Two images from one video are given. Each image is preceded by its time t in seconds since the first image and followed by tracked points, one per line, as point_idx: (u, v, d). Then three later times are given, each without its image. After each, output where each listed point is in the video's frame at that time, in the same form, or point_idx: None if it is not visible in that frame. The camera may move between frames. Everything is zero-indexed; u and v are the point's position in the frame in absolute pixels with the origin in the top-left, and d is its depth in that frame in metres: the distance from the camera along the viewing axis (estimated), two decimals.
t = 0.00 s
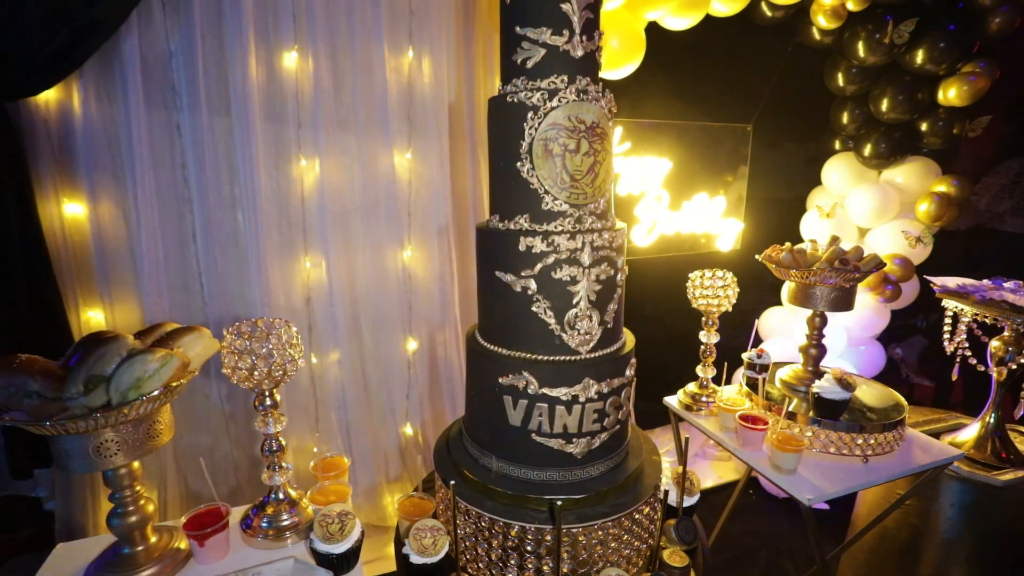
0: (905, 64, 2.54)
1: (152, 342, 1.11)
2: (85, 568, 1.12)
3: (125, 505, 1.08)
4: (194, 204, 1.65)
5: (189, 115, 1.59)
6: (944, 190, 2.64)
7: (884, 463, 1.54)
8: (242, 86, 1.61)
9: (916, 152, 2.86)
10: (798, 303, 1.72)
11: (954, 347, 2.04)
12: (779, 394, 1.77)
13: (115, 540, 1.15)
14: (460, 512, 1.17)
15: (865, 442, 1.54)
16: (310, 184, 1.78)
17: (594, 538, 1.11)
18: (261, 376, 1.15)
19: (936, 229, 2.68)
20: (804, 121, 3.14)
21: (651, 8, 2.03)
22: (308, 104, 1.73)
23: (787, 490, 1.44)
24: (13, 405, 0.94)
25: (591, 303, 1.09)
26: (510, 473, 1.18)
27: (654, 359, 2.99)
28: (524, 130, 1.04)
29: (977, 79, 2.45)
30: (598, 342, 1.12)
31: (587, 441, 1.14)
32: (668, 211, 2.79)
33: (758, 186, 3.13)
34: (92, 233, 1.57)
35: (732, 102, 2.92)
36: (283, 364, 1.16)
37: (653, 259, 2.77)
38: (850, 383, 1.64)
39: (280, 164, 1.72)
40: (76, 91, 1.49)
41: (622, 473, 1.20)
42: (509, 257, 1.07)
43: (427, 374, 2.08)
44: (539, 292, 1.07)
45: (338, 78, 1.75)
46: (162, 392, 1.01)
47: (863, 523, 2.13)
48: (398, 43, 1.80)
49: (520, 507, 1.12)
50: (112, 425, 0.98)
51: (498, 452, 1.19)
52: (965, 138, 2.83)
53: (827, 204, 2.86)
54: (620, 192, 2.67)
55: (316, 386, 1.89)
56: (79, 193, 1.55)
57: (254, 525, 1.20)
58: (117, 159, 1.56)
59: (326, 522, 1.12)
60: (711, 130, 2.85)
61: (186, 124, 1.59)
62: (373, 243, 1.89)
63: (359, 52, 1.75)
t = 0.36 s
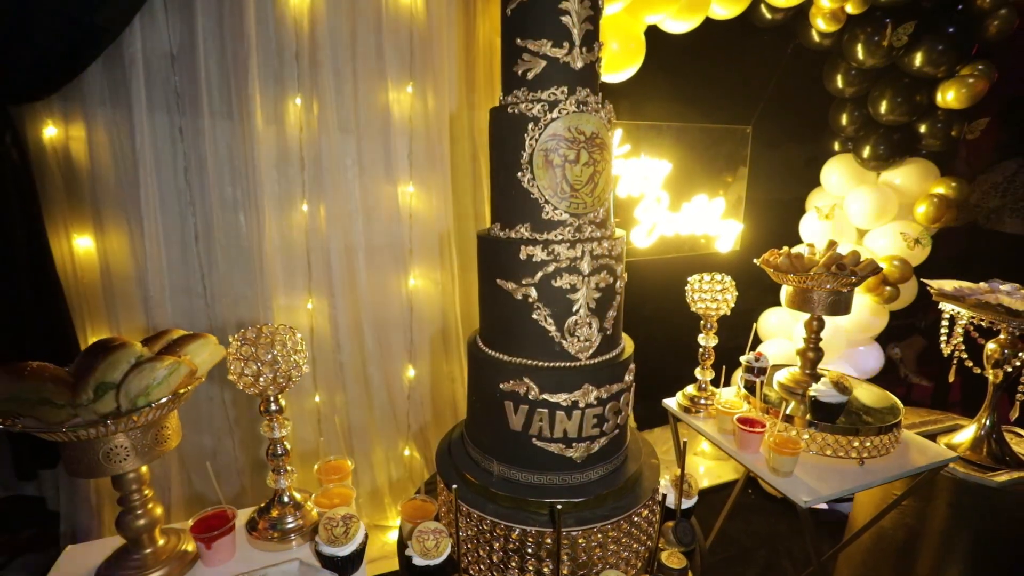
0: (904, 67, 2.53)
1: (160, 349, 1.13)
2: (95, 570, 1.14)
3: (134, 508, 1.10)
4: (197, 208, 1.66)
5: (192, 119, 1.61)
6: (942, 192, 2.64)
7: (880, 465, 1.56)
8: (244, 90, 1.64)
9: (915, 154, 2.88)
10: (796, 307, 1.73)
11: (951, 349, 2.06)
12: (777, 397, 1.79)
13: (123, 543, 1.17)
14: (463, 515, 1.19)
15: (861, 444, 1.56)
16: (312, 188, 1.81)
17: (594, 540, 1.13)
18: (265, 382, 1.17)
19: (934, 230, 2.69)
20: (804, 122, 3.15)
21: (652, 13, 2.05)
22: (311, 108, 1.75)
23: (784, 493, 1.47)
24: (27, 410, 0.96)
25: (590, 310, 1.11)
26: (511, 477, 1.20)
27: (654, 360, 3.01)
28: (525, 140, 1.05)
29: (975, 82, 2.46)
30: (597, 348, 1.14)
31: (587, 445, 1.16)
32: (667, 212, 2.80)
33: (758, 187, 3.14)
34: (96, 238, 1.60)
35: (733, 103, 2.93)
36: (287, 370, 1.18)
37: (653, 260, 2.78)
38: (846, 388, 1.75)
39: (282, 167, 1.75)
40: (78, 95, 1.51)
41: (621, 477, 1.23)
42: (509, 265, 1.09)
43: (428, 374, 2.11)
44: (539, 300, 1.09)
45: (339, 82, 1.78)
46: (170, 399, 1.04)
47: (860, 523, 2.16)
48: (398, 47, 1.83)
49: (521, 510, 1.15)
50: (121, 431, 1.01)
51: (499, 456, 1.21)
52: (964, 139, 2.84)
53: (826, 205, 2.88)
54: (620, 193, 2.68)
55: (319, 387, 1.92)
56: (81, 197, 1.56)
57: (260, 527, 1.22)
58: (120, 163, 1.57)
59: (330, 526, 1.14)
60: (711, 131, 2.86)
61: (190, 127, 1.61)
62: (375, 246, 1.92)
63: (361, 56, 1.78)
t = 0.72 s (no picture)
0: (902, 70, 2.55)
1: (167, 354, 1.16)
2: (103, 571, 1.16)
3: (142, 511, 1.12)
4: (200, 211, 1.68)
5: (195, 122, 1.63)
6: (940, 195, 2.67)
7: (876, 467, 1.59)
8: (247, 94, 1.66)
9: (914, 156, 2.89)
10: (793, 311, 1.76)
11: (948, 351, 2.08)
12: (774, 399, 1.81)
13: (131, 545, 1.20)
14: (465, 517, 1.21)
15: (857, 447, 1.58)
16: (315, 191, 1.82)
17: (594, 542, 1.15)
18: (271, 386, 1.20)
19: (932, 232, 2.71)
20: (803, 124, 3.17)
21: (652, 17, 2.04)
22: (312, 111, 1.77)
23: (781, 494, 1.49)
24: (37, 416, 0.98)
25: (590, 317, 1.14)
26: (512, 480, 1.22)
27: (653, 360, 3.02)
28: (526, 150, 1.08)
29: (974, 85, 2.47)
30: (597, 353, 1.17)
31: (587, 448, 1.19)
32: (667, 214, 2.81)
33: (758, 189, 3.16)
34: (99, 242, 1.61)
35: (732, 105, 2.94)
36: (290, 374, 1.21)
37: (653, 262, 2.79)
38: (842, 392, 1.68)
39: (285, 170, 1.77)
40: (83, 99, 1.52)
41: (620, 480, 1.25)
42: (511, 272, 1.12)
43: (430, 376, 2.13)
44: (540, 307, 1.11)
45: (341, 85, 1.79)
46: (178, 405, 1.07)
47: (857, 523, 2.18)
48: (400, 50, 1.85)
49: (522, 512, 1.17)
50: (131, 436, 1.04)
51: (501, 459, 1.23)
52: (963, 141, 2.86)
53: (825, 207, 2.89)
54: (620, 195, 2.69)
55: (321, 389, 1.93)
56: (85, 199, 1.58)
57: (265, 529, 1.24)
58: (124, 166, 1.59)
59: (335, 528, 1.16)
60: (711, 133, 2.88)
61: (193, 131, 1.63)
62: (377, 249, 1.94)
63: (363, 60, 1.80)
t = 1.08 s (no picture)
0: (901, 71, 2.56)
1: (172, 357, 1.18)
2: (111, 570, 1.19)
3: (148, 510, 1.14)
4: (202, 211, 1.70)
5: (197, 124, 1.65)
6: (939, 195, 2.67)
7: (873, 468, 1.60)
8: (249, 96, 1.67)
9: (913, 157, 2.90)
10: (792, 312, 1.77)
11: (945, 352, 2.09)
12: (772, 400, 1.83)
13: (137, 544, 1.22)
14: (466, 517, 1.23)
15: (855, 447, 1.60)
16: (316, 191, 1.84)
17: (593, 541, 1.17)
18: (275, 387, 1.22)
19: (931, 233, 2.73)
20: (802, 124, 3.18)
21: (651, 19, 2.05)
22: (313, 112, 1.79)
23: (779, 494, 1.50)
24: (45, 418, 1.00)
25: (589, 321, 1.15)
26: (513, 481, 1.23)
27: (653, 360, 3.04)
28: (526, 156, 1.09)
29: (972, 86, 2.48)
30: (596, 356, 1.18)
31: (586, 450, 1.21)
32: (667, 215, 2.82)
33: (757, 189, 3.17)
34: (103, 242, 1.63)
35: (732, 106, 2.95)
36: (293, 376, 1.23)
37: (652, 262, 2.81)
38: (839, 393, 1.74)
39: (286, 171, 1.78)
40: (85, 101, 1.54)
41: (619, 480, 1.27)
42: (512, 276, 1.13)
43: (431, 375, 2.15)
44: (540, 310, 1.13)
45: (341, 87, 1.81)
46: (184, 407, 1.08)
47: (854, 522, 2.20)
48: (400, 51, 1.87)
49: (523, 512, 1.18)
50: (137, 438, 1.05)
51: (501, 460, 1.25)
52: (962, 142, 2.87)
53: (825, 207, 2.90)
54: (620, 195, 2.71)
55: (323, 388, 1.95)
56: (89, 201, 1.60)
57: (269, 528, 1.26)
58: (126, 168, 1.61)
59: (338, 528, 1.18)
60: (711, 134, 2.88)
61: (195, 132, 1.65)
62: (378, 249, 1.96)
63: (363, 62, 1.81)
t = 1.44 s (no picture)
0: (900, 72, 2.57)
1: (180, 359, 1.21)
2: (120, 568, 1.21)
3: (156, 509, 1.16)
4: (205, 212, 1.72)
5: (200, 126, 1.67)
6: (937, 196, 2.68)
7: (869, 467, 1.62)
8: (251, 98, 1.69)
9: (911, 157, 2.92)
10: (789, 314, 1.79)
11: (942, 351, 2.12)
12: (771, 400, 1.85)
13: (146, 542, 1.24)
14: (468, 516, 1.25)
15: (851, 447, 1.62)
16: (318, 191, 1.86)
17: (593, 539, 1.20)
18: (280, 388, 1.24)
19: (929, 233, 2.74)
20: (802, 125, 3.19)
21: (651, 21, 2.06)
22: (315, 114, 1.81)
23: (776, 494, 1.52)
24: (58, 419, 1.03)
25: (589, 324, 1.18)
26: (514, 480, 1.26)
27: (653, 360, 3.06)
28: (527, 162, 1.11)
29: (971, 87, 2.49)
30: (597, 358, 1.20)
31: (586, 450, 1.23)
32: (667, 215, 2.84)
33: (757, 189, 3.18)
34: (107, 242, 1.65)
35: (732, 106, 2.96)
36: (298, 378, 1.26)
37: (652, 262, 2.82)
38: (836, 392, 1.74)
39: (288, 172, 1.81)
40: (89, 103, 1.56)
41: (619, 480, 1.29)
42: (513, 280, 1.16)
43: (432, 374, 2.17)
44: (541, 313, 1.15)
45: (343, 89, 1.83)
46: (193, 409, 1.11)
47: (852, 521, 2.22)
48: (401, 54, 1.89)
49: (524, 511, 1.21)
50: (147, 438, 1.07)
51: (503, 460, 1.27)
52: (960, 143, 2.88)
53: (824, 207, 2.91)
54: (621, 196, 2.72)
55: (325, 388, 1.98)
56: (92, 201, 1.62)
57: (275, 527, 1.29)
58: (130, 169, 1.63)
59: (344, 527, 1.20)
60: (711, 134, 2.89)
61: (198, 134, 1.67)
62: (379, 249, 1.98)
63: (364, 64, 1.83)
